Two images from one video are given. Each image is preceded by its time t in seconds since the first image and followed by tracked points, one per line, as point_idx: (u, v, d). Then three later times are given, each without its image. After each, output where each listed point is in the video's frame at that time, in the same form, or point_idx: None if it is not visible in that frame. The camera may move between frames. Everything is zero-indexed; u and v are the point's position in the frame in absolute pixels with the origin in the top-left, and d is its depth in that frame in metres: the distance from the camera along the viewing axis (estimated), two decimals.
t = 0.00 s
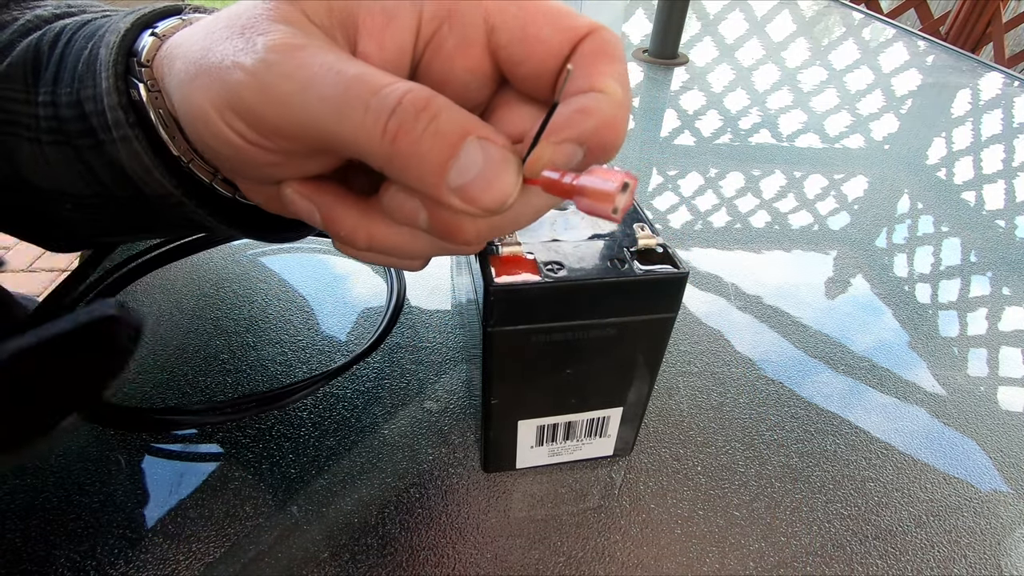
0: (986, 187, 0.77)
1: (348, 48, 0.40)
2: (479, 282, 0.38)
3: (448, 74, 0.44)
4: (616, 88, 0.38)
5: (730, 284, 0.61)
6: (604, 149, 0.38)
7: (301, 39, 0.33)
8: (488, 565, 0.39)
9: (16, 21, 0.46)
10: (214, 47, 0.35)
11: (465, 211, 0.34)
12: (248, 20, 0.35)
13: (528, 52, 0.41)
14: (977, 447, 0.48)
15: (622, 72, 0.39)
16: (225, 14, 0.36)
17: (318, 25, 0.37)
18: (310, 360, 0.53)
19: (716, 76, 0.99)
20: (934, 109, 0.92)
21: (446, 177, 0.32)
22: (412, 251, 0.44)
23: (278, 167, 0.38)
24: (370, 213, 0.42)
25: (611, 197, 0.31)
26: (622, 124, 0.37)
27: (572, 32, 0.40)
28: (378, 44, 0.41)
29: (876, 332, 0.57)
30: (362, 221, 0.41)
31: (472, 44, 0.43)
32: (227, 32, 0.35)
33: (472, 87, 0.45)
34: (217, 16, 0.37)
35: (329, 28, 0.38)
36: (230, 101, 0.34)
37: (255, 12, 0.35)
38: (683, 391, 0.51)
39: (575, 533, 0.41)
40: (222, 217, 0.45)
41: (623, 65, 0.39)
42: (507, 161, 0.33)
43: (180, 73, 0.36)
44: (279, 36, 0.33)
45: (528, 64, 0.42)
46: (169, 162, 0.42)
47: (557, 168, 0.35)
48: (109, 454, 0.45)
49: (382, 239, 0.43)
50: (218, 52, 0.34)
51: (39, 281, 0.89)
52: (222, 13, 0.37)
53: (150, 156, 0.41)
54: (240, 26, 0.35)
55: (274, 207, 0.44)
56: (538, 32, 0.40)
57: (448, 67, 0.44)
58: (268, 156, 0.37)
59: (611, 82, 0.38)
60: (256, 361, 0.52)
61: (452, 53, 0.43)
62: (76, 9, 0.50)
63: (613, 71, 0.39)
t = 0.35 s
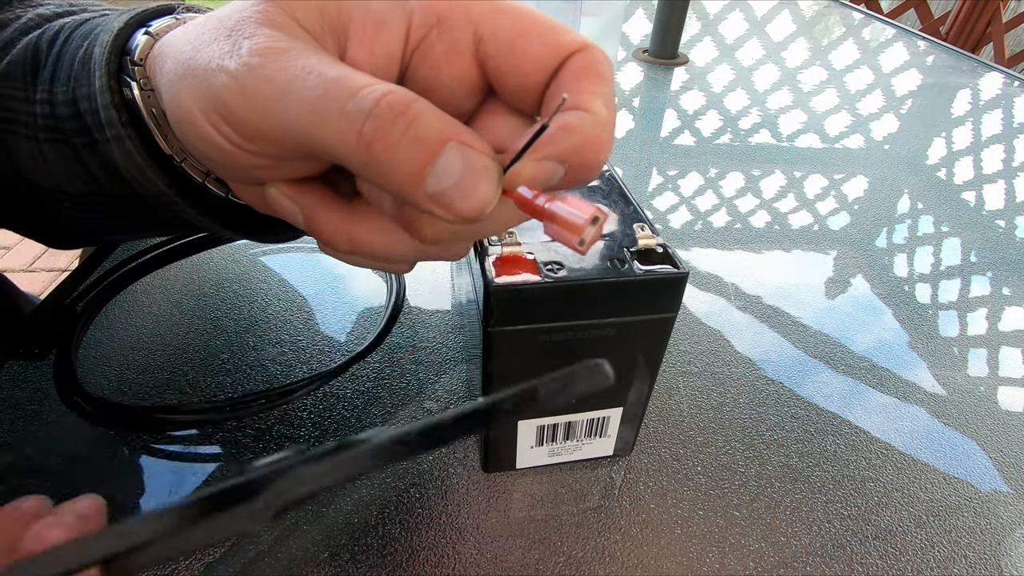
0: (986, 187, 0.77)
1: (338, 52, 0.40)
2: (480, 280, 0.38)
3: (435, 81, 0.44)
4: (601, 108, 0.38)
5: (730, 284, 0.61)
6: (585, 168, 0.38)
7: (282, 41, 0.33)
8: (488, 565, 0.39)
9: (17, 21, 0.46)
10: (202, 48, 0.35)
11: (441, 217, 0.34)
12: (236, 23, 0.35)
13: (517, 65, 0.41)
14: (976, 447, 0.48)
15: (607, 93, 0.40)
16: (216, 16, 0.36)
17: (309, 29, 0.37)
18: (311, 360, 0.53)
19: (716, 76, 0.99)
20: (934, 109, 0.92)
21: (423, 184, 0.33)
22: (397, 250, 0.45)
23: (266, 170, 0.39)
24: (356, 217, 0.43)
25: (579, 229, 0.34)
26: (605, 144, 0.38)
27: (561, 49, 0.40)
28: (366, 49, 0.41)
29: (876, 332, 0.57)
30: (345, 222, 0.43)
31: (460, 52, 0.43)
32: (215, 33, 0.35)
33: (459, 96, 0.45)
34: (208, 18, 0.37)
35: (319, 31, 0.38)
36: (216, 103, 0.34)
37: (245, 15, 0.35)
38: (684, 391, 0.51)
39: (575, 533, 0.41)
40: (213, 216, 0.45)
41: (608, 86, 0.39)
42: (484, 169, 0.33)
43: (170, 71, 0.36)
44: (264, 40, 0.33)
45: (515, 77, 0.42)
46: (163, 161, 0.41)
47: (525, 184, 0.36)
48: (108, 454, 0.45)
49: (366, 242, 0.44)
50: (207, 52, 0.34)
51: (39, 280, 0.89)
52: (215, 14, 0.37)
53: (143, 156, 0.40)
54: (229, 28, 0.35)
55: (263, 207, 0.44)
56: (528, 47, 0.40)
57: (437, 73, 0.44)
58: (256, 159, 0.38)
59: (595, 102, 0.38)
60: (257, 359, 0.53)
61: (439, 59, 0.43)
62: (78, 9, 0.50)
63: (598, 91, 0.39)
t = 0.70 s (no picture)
0: (986, 187, 0.77)
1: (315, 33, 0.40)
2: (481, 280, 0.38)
3: (411, 63, 0.42)
4: (580, 88, 0.37)
5: (730, 284, 0.61)
6: (565, 150, 0.37)
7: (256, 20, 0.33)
8: (488, 565, 0.39)
9: (20, 22, 0.46)
10: (178, 31, 0.35)
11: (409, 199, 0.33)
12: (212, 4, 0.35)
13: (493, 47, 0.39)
14: (977, 447, 0.48)
15: (586, 73, 0.38)
16: None
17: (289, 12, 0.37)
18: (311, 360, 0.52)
19: (716, 76, 0.99)
20: (934, 109, 0.92)
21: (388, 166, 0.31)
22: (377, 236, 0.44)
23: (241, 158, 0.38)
24: (334, 200, 0.41)
25: (530, 203, 0.32)
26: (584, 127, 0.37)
27: (537, 32, 0.39)
28: (347, 33, 0.40)
29: (876, 332, 0.57)
30: (324, 205, 0.41)
31: (438, 34, 0.41)
32: (190, 16, 0.35)
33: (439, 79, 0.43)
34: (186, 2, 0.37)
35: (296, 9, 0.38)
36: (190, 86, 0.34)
37: None
38: (684, 391, 0.51)
39: (575, 533, 0.41)
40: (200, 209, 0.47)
41: (585, 67, 0.37)
42: (451, 149, 0.31)
43: (149, 55, 0.36)
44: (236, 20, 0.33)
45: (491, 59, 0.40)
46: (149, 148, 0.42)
47: (497, 160, 0.34)
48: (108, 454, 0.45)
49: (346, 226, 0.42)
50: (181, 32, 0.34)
51: (39, 281, 0.89)
52: None
53: (128, 143, 0.41)
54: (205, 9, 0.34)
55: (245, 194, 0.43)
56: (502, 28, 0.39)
57: (415, 54, 0.42)
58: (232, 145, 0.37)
59: (572, 82, 0.37)
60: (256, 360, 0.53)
61: (418, 41, 0.42)
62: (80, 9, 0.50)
63: (574, 71, 0.37)
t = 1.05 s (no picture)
0: (986, 187, 0.77)
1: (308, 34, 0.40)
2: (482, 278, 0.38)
3: (400, 66, 0.43)
4: (551, 105, 0.37)
5: (730, 284, 0.61)
6: (538, 163, 0.37)
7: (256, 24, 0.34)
8: (488, 565, 0.39)
9: (25, 24, 0.46)
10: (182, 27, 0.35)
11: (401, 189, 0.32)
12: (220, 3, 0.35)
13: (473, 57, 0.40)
14: (977, 447, 0.48)
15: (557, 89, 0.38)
16: None
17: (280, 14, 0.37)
18: (310, 359, 0.53)
19: (716, 76, 0.99)
20: (934, 110, 0.92)
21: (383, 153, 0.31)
22: (364, 233, 0.44)
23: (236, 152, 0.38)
24: (324, 195, 0.41)
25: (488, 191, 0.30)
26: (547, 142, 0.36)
27: (514, 44, 0.39)
28: (341, 35, 0.41)
29: (876, 332, 0.57)
30: (313, 199, 0.41)
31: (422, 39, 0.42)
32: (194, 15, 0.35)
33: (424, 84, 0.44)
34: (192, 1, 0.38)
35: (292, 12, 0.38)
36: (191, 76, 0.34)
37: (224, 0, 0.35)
38: (684, 391, 0.51)
39: (575, 533, 0.41)
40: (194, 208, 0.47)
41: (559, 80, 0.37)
42: (446, 138, 0.31)
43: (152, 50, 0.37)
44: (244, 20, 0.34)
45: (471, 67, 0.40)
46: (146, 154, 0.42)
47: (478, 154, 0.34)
48: (108, 454, 0.45)
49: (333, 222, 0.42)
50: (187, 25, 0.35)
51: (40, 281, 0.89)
52: None
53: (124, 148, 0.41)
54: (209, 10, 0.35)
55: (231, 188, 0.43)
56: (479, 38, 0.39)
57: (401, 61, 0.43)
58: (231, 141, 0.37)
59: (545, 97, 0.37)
60: (255, 358, 0.53)
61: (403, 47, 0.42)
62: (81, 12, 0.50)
63: (546, 87, 0.37)
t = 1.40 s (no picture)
0: (986, 187, 0.77)
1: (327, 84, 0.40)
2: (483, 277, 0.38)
3: (413, 100, 0.44)
4: (565, 137, 0.40)
5: (730, 284, 0.61)
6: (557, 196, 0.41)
7: (281, 90, 0.34)
8: (488, 565, 0.39)
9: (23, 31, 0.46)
10: (196, 92, 0.35)
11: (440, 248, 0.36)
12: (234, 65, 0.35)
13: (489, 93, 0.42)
14: (977, 448, 0.48)
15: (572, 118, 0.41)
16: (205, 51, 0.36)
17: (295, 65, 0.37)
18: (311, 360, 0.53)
19: (716, 76, 0.99)
20: (933, 110, 0.92)
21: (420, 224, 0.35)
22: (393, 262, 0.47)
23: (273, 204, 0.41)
24: (354, 234, 0.43)
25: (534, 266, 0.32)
26: (565, 177, 0.39)
27: (525, 76, 0.41)
28: (356, 79, 0.40)
29: (876, 332, 0.57)
30: (345, 239, 0.44)
31: (435, 73, 0.42)
32: (206, 76, 0.35)
33: (433, 111, 0.45)
34: (200, 47, 0.37)
35: (305, 65, 0.38)
36: (220, 148, 0.36)
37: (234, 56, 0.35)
38: (683, 391, 0.51)
39: (576, 533, 0.41)
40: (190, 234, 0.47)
41: (570, 110, 0.40)
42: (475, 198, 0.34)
43: (165, 108, 0.36)
44: (267, 87, 0.34)
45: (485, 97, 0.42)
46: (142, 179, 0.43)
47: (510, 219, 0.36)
48: (108, 454, 0.45)
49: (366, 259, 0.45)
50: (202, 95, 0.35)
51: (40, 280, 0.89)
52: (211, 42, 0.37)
53: (121, 175, 0.42)
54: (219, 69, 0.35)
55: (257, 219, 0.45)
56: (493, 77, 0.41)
57: (414, 93, 0.43)
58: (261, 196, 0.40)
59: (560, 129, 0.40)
60: (255, 358, 0.53)
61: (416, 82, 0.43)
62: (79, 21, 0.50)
63: (562, 118, 0.40)
